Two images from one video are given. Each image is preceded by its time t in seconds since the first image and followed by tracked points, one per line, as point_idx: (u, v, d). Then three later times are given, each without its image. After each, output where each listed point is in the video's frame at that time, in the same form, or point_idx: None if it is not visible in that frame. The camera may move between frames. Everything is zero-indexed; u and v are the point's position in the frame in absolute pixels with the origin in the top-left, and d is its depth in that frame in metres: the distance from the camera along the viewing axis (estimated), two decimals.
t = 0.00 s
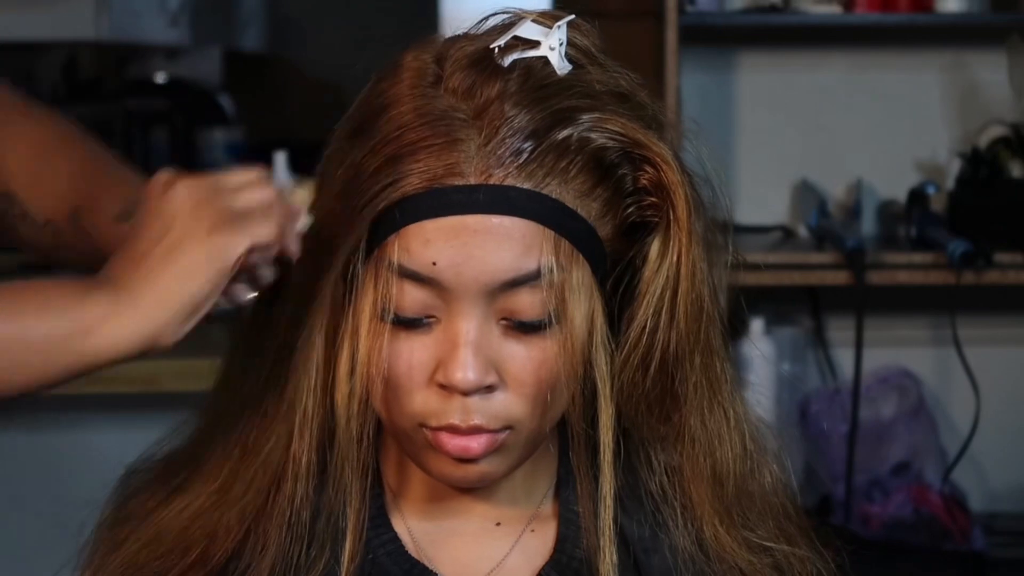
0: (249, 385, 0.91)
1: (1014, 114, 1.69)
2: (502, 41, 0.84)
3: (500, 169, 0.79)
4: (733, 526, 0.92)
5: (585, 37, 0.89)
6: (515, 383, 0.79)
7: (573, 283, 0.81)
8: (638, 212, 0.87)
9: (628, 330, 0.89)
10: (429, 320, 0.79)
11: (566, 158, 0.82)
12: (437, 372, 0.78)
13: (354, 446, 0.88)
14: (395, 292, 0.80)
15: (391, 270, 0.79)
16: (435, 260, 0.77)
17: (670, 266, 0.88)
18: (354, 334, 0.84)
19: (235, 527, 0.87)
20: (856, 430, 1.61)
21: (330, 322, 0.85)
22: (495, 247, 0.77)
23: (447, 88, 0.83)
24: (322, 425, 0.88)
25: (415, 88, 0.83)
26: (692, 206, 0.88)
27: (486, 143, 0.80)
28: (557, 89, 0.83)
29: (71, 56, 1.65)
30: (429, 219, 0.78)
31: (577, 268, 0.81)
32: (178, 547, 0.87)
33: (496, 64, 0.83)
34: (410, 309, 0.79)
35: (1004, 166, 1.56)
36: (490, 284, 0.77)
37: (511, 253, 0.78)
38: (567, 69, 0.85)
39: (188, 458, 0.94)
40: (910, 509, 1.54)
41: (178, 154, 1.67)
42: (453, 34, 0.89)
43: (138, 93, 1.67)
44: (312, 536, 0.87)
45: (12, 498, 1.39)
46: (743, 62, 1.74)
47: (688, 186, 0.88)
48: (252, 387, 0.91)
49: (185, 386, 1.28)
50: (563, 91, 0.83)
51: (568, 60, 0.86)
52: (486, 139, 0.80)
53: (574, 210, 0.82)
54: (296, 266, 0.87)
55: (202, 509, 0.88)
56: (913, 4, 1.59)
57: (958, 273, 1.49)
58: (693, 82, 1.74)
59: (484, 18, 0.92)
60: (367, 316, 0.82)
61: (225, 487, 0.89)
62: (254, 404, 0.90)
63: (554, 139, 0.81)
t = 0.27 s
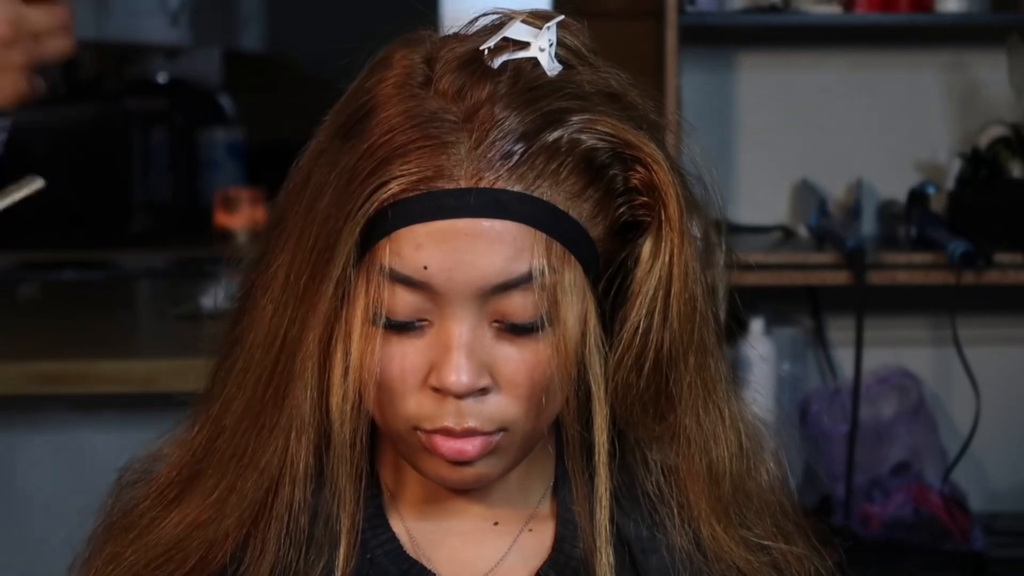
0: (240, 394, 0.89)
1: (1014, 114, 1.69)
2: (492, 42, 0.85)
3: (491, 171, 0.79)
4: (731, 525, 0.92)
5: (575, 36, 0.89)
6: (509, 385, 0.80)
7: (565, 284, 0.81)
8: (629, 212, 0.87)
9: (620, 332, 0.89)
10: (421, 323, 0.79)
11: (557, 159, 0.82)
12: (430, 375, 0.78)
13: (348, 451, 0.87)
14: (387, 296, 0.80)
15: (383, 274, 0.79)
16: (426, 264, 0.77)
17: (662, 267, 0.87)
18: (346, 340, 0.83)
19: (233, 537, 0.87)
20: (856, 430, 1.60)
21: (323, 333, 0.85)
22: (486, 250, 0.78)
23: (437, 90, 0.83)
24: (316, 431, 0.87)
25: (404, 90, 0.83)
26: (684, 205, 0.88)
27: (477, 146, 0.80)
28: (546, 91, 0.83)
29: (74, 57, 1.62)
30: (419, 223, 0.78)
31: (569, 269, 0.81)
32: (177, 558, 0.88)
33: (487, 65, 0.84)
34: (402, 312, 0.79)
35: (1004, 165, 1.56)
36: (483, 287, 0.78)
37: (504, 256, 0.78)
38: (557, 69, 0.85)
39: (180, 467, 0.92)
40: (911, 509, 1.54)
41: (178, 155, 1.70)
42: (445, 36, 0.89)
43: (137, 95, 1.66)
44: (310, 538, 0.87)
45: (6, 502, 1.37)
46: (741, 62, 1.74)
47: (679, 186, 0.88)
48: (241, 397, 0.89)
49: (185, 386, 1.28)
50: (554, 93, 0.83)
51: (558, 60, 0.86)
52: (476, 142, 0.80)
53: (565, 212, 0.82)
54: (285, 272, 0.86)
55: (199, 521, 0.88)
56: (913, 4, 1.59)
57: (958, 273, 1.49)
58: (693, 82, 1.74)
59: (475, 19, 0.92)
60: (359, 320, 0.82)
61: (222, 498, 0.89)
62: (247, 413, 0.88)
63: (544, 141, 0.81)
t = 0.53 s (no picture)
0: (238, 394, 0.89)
1: (1014, 115, 1.69)
2: (491, 41, 0.84)
3: (491, 170, 0.79)
4: (730, 524, 0.92)
5: (574, 36, 0.89)
6: (509, 384, 0.80)
7: (565, 283, 0.81)
8: (628, 211, 0.87)
9: (620, 330, 0.89)
10: (421, 322, 0.79)
11: (557, 158, 0.82)
12: (430, 374, 0.78)
13: (348, 450, 0.87)
14: (387, 295, 0.80)
15: (383, 274, 0.79)
16: (426, 263, 0.77)
17: (661, 266, 0.87)
18: (346, 339, 0.83)
19: (233, 536, 0.87)
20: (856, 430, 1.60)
21: (322, 334, 0.85)
22: (486, 250, 0.78)
23: (437, 89, 0.83)
24: (315, 431, 0.87)
25: (404, 90, 0.83)
26: (684, 205, 0.88)
27: (477, 145, 0.80)
28: (546, 90, 0.83)
29: (74, 56, 1.64)
30: (419, 222, 0.78)
31: (569, 268, 0.81)
32: (177, 558, 0.88)
33: (486, 65, 0.84)
34: (401, 311, 0.79)
35: (1004, 165, 1.56)
36: (483, 286, 0.78)
37: (503, 255, 0.78)
38: (557, 69, 0.85)
39: (178, 467, 0.92)
40: (911, 510, 1.54)
41: (178, 154, 1.72)
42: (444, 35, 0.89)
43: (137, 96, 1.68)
44: (309, 538, 0.87)
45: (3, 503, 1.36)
46: (742, 62, 1.74)
47: (679, 185, 0.88)
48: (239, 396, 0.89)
49: (185, 386, 1.28)
50: (554, 92, 0.83)
51: (558, 59, 0.86)
52: (476, 141, 0.80)
53: (565, 211, 0.82)
54: (285, 271, 0.86)
55: (198, 521, 0.88)
56: (913, 4, 1.59)
57: (958, 273, 1.49)
58: (693, 82, 1.74)
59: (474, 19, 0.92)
60: (359, 319, 0.82)
61: (221, 497, 0.89)
62: (246, 412, 0.88)
63: (544, 140, 0.81)
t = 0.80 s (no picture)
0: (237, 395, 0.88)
1: (1014, 114, 1.69)
2: (491, 41, 0.84)
3: (490, 171, 0.80)
4: (730, 523, 0.92)
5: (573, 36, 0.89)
6: (509, 384, 0.80)
7: (564, 283, 0.81)
8: (627, 211, 0.87)
9: (619, 330, 0.89)
10: (421, 323, 0.79)
11: (556, 158, 0.82)
12: (430, 374, 0.78)
13: (349, 450, 0.87)
14: (386, 296, 0.80)
15: (383, 274, 0.79)
16: (426, 263, 0.77)
17: (661, 265, 0.87)
18: (346, 339, 0.83)
19: (233, 538, 0.87)
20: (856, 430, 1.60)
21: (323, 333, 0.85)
22: (486, 249, 0.78)
23: (437, 90, 0.83)
24: (315, 430, 0.87)
25: (403, 90, 0.83)
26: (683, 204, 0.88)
27: (476, 145, 0.80)
28: (545, 90, 0.83)
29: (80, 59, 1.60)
30: (419, 223, 0.78)
31: (569, 268, 0.81)
32: (178, 557, 0.88)
33: (485, 65, 0.84)
34: (401, 312, 0.79)
35: (1004, 165, 1.56)
36: (482, 286, 0.77)
37: (503, 255, 0.78)
38: (556, 69, 0.86)
39: (178, 468, 0.92)
40: (911, 509, 1.54)
41: (177, 155, 1.82)
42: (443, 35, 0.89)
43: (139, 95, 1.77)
44: (309, 538, 0.87)
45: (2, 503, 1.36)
46: (742, 62, 1.74)
47: (678, 184, 0.88)
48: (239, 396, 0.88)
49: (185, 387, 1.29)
50: (553, 92, 0.83)
51: (557, 60, 0.87)
52: (476, 141, 0.80)
53: (565, 211, 0.82)
54: (283, 271, 0.87)
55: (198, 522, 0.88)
56: (913, 4, 1.59)
57: (958, 273, 1.49)
58: (693, 82, 1.74)
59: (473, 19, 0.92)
60: (359, 320, 0.82)
61: (219, 499, 0.88)
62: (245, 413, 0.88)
63: (543, 140, 0.81)
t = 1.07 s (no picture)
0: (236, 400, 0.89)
1: (1014, 115, 1.69)
2: (489, 41, 0.84)
3: (489, 170, 0.80)
4: (730, 522, 0.92)
5: (572, 35, 0.89)
6: (507, 383, 0.80)
7: (563, 283, 0.81)
8: (626, 210, 0.88)
9: (619, 329, 0.89)
10: (419, 322, 0.79)
11: (554, 157, 0.82)
12: (429, 373, 0.78)
13: (348, 450, 0.87)
14: (385, 296, 0.80)
15: (381, 274, 0.79)
16: (424, 262, 0.77)
17: (660, 264, 0.87)
18: (345, 339, 0.83)
19: (232, 539, 0.87)
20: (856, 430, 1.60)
21: (321, 336, 0.84)
22: (485, 248, 0.77)
23: (435, 89, 0.83)
24: (314, 431, 0.87)
25: (402, 89, 0.83)
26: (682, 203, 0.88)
27: (474, 145, 0.80)
28: (544, 89, 0.83)
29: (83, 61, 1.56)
30: (417, 222, 0.78)
31: (567, 267, 0.81)
32: (179, 558, 0.88)
33: (483, 64, 0.84)
34: (400, 311, 0.79)
35: (1004, 165, 1.56)
36: (481, 286, 0.77)
37: (501, 254, 0.78)
38: (554, 68, 0.85)
39: (176, 471, 0.92)
40: (910, 509, 1.54)
41: (177, 155, 1.81)
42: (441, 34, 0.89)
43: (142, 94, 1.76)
44: (309, 537, 0.87)
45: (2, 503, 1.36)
46: (742, 62, 1.74)
47: (676, 183, 0.88)
48: (238, 399, 0.89)
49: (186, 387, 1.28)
50: (552, 91, 0.83)
51: (555, 59, 0.86)
52: (474, 140, 0.80)
53: (564, 210, 0.82)
54: (282, 271, 0.87)
55: (198, 524, 0.88)
56: (913, 4, 1.60)
57: (958, 273, 1.49)
58: (693, 82, 1.74)
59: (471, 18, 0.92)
60: (358, 320, 0.82)
61: (218, 502, 0.88)
62: (246, 416, 0.88)
63: (541, 139, 0.81)
